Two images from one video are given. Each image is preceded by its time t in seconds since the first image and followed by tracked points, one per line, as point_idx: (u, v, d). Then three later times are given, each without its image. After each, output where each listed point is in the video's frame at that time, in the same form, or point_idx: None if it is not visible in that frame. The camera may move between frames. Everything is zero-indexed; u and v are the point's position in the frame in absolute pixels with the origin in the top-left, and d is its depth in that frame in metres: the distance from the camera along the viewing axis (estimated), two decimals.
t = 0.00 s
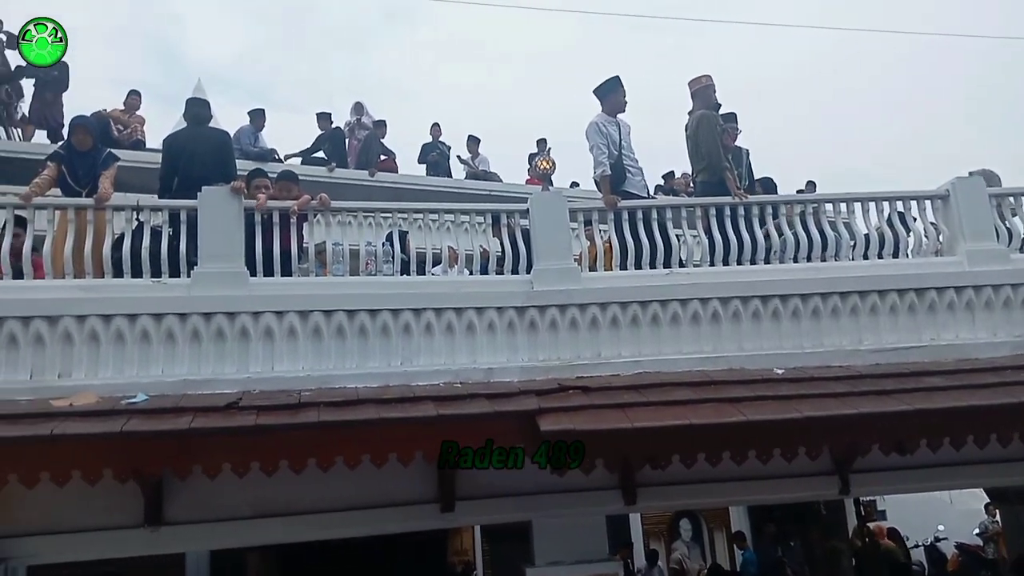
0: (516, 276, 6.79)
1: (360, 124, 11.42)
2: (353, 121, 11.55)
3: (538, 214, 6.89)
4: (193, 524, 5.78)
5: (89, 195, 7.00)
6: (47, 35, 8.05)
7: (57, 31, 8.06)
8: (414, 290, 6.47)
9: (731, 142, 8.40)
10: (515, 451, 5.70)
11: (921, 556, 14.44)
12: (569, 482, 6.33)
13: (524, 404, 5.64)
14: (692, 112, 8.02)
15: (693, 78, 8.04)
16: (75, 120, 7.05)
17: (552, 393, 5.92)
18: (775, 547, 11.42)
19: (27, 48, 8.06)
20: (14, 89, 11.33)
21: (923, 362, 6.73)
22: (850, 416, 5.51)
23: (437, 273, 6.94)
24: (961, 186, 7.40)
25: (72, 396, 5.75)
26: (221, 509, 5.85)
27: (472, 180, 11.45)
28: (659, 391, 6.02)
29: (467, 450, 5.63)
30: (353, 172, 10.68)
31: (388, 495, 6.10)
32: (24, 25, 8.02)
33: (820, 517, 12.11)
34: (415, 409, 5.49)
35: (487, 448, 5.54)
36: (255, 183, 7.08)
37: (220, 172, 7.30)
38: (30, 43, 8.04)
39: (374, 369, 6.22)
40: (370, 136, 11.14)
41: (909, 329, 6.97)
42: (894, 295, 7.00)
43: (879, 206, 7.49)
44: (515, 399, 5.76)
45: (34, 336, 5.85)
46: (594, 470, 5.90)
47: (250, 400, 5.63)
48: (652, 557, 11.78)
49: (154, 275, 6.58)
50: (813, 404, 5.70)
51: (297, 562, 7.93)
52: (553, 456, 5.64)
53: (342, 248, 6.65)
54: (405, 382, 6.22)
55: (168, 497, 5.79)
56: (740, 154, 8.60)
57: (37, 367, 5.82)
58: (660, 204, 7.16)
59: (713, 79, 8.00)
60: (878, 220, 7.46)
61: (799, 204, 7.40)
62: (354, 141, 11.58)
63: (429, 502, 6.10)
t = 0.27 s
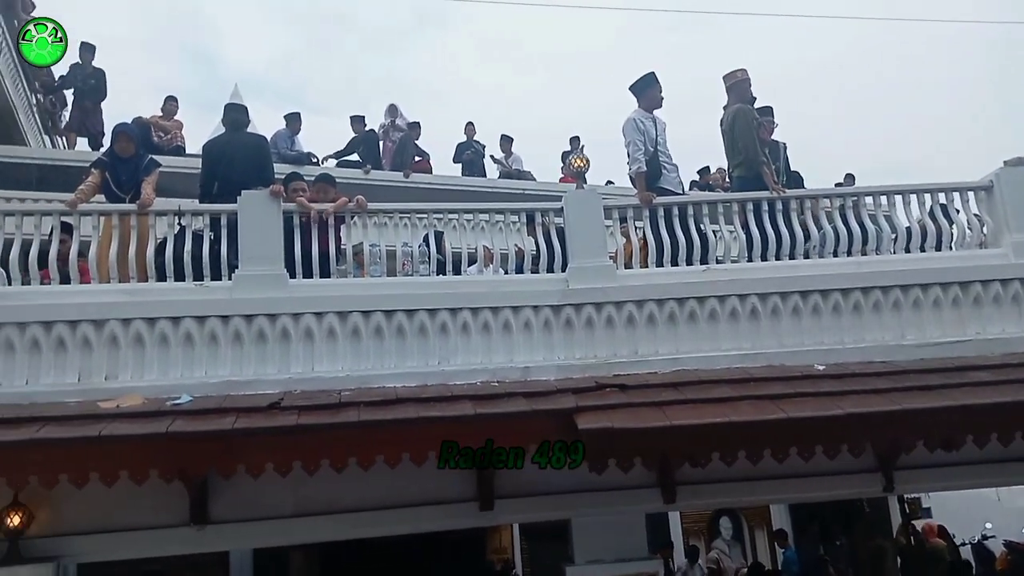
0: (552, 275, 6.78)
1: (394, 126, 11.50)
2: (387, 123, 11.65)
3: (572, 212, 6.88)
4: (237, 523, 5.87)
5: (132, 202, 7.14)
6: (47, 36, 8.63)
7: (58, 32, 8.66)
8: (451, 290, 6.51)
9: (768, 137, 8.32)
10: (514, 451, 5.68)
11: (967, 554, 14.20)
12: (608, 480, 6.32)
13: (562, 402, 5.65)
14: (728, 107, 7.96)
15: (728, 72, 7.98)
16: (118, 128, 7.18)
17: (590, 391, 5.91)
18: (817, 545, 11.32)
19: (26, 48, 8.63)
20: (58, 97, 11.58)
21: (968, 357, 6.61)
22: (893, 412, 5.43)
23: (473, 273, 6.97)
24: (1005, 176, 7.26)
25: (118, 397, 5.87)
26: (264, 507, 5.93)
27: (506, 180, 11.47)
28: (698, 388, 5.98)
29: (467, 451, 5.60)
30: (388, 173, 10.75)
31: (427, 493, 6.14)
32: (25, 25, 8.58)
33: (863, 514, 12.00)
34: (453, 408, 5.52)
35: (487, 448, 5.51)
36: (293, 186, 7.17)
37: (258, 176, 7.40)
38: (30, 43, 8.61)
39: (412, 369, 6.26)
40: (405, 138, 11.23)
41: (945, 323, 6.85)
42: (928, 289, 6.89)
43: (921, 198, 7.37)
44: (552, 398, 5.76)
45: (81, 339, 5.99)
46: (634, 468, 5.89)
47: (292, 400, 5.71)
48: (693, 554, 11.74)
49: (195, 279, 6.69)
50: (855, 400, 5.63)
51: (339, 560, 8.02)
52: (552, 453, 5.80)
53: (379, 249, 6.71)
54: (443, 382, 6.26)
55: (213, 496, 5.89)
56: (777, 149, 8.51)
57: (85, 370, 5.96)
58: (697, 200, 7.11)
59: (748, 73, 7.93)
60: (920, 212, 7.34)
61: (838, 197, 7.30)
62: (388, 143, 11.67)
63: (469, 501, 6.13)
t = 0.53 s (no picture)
0: (587, 274, 6.78)
1: (428, 128, 11.58)
2: (422, 125, 11.74)
3: (607, 210, 6.87)
4: (280, 522, 5.95)
5: (174, 207, 7.27)
6: (46, 36, 8.83)
7: (59, 33, 8.87)
8: (487, 291, 6.54)
9: (805, 133, 8.24)
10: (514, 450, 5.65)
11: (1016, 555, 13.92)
12: (647, 480, 6.31)
13: (599, 402, 5.64)
14: (764, 103, 7.90)
15: (764, 68, 7.92)
16: (159, 135, 7.32)
17: (627, 391, 5.91)
18: (860, 545, 11.18)
19: (28, 48, 8.88)
20: (100, 106, 11.83)
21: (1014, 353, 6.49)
22: (937, 410, 5.35)
23: (509, 273, 6.99)
24: None
25: (163, 399, 5.99)
26: (305, 507, 6.01)
27: (540, 180, 11.48)
28: (736, 387, 5.95)
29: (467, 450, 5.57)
30: (423, 175, 10.82)
31: (466, 493, 6.17)
32: (25, 25, 8.81)
33: (908, 514, 11.86)
34: (491, 408, 5.55)
35: (487, 447, 5.49)
36: (330, 190, 7.25)
37: (296, 180, 7.50)
38: (33, 43, 8.84)
39: (450, 369, 6.30)
40: (439, 140, 11.31)
41: (945, 322, 6.73)
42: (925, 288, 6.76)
43: (963, 192, 7.24)
44: (589, 397, 5.77)
45: (127, 342, 6.13)
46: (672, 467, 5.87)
47: (332, 401, 5.78)
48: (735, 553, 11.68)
49: (236, 282, 6.80)
50: (896, 398, 5.56)
51: (380, 559, 8.10)
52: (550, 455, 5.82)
53: (416, 251, 6.76)
54: (480, 382, 6.29)
55: (256, 496, 5.99)
56: (815, 144, 8.43)
57: (131, 372, 6.09)
58: (734, 197, 7.07)
59: (784, 68, 7.85)
60: (962, 206, 7.22)
61: (877, 192, 7.21)
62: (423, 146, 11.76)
63: (507, 500, 6.16)
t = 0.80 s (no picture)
0: (627, 266, 6.75)
1: (465, 123, 11.63)
2: (459, 120, 11.78)
3: (647, 201, 6.82)
4: (326, 515, 6.03)
5: (218, 206, 7.36)
6: (45, 36, 8.99)
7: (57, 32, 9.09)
8: (527, 284, 6.54)
9: (849, 120, 8.10)
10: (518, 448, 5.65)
11: None
12: (691, 473, 6.27)
13: (641, 395, 5.62)
14: (806, 90, 7.78)
15: (805, 54, 7.80)
16: (201, 136, 7.44)
17: (669, 384, 5.87)
18: (909, 538, 11.01)
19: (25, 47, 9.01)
20: (144, 108, 12.03)
21: None
22: (988, 401, 5.25)
23: (548, 266, 6.98)
24: None
25: (211, 395, 6.10)
26: (350, 500, 6.08)
27: (578, 172, 11.44)
28: (780, 379, 5.88)
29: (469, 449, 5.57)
30: (461, 170, 10.85)
31: (510, 487, 6.20)
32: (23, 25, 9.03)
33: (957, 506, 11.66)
34: (533, 402, 5.56)
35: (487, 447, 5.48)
36: (370, 186, 7.30)
37: (335, 178, 7.57)
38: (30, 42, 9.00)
39: (491, 363, 6.32)
40: (477, 136, 11.37)
41: (952, 314, 6.58)
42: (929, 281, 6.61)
43: (1014, 176, 7.07)
44: (631, 390, 5.75)
45: (176, 340, 6.25)
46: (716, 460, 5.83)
47: (375, 395, 5.83)
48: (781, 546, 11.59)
49: (280, 279, 6.89)
50: (946, 389, 5.46)
51: (424, 552, 8.16)
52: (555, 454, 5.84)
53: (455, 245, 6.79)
54: (520, 376, 6.30)
55: (302, 490, 6.07)
56: (859, 131, 8.28)
57: (179, 368, 6.22)
58: (776, 186, 6.97)
59: (826, 54, 7.72)
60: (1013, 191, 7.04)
61: (925, 178, 7.06)
62: (460, 141, 11.80)
63: (550, 494, 6.17)
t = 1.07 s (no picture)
0: (662, 267, 6.71)
1: (497, 125, 11.71)
2: (490, 123, 11.86)
3: (681, 201, 6.78)
4: (365, 518, 6.08)
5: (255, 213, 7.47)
6: (44, 36, 9.27)
7: (56, 33, 9.38)
8: (562, 286, 6.53)
9: (887, 115, 7.99)
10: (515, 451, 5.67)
11: None
12: (730, 475, 6.23)
13: (678, 396, 5.59)
14: (842, 85, 7.68)
15: (840, 49, 7.71)
16: (239, 144, 7.53)
17: (706, 385, 5.83)
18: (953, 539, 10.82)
19: (26, 48, 9.21)
20: (183, 116, 12.23)
21: None
22: None
23: (582, 267, 6.97)
24: None
25: (251, 399, 6.18)
26: (388, 503, 6.12)
27: (610, 172, 11.41)
28: (820, 379, 5.81)
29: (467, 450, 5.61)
30: (493, 173, 10.87)
31: (547, 489, 6.20)
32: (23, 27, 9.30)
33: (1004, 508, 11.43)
34: (568, 404, 5.56)
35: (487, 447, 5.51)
36: (403, 190, 7.35)
37: (370, 182, 7.64)
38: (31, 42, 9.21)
39: (526, 366, 6.33)
40: (510, 137, 11.42)
41: (953, 315, 6.46)
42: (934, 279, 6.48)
43: None
44: (668, 392, 5.72)
45: (216, 345, 6.35)
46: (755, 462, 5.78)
47: (412, 398, 5.87)
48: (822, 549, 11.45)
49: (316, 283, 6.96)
50: (990, 388, 5.36)
51: (461, 553, 8.18)
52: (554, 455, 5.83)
53: (488, 248, 6.82)
54: (556, 378, 6.30)
55: (341, 493, 6.12)
56: (898, 126, 8.16)
57: (220, 373, 6.31)
58: (813, 184, 6.88)
59: (863, 48, 7.62)
60: None
61: (966, 173, 6.94)
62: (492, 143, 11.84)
63: (587, 496, 6.16)
